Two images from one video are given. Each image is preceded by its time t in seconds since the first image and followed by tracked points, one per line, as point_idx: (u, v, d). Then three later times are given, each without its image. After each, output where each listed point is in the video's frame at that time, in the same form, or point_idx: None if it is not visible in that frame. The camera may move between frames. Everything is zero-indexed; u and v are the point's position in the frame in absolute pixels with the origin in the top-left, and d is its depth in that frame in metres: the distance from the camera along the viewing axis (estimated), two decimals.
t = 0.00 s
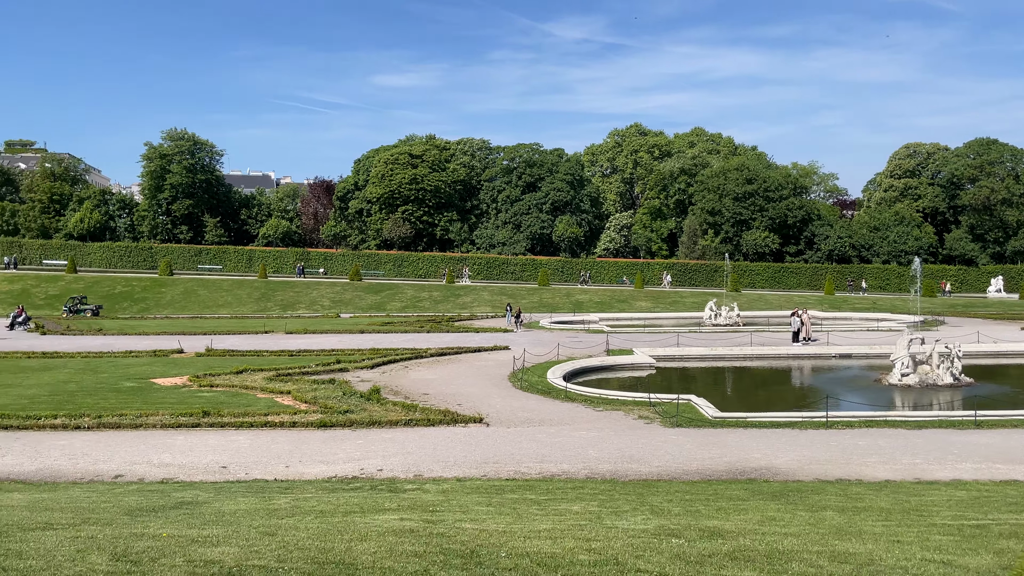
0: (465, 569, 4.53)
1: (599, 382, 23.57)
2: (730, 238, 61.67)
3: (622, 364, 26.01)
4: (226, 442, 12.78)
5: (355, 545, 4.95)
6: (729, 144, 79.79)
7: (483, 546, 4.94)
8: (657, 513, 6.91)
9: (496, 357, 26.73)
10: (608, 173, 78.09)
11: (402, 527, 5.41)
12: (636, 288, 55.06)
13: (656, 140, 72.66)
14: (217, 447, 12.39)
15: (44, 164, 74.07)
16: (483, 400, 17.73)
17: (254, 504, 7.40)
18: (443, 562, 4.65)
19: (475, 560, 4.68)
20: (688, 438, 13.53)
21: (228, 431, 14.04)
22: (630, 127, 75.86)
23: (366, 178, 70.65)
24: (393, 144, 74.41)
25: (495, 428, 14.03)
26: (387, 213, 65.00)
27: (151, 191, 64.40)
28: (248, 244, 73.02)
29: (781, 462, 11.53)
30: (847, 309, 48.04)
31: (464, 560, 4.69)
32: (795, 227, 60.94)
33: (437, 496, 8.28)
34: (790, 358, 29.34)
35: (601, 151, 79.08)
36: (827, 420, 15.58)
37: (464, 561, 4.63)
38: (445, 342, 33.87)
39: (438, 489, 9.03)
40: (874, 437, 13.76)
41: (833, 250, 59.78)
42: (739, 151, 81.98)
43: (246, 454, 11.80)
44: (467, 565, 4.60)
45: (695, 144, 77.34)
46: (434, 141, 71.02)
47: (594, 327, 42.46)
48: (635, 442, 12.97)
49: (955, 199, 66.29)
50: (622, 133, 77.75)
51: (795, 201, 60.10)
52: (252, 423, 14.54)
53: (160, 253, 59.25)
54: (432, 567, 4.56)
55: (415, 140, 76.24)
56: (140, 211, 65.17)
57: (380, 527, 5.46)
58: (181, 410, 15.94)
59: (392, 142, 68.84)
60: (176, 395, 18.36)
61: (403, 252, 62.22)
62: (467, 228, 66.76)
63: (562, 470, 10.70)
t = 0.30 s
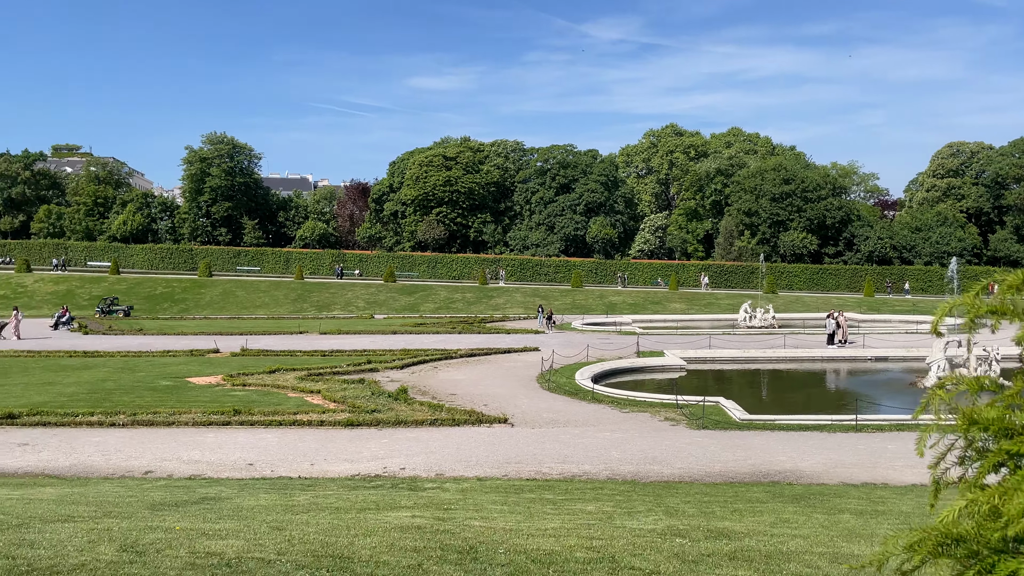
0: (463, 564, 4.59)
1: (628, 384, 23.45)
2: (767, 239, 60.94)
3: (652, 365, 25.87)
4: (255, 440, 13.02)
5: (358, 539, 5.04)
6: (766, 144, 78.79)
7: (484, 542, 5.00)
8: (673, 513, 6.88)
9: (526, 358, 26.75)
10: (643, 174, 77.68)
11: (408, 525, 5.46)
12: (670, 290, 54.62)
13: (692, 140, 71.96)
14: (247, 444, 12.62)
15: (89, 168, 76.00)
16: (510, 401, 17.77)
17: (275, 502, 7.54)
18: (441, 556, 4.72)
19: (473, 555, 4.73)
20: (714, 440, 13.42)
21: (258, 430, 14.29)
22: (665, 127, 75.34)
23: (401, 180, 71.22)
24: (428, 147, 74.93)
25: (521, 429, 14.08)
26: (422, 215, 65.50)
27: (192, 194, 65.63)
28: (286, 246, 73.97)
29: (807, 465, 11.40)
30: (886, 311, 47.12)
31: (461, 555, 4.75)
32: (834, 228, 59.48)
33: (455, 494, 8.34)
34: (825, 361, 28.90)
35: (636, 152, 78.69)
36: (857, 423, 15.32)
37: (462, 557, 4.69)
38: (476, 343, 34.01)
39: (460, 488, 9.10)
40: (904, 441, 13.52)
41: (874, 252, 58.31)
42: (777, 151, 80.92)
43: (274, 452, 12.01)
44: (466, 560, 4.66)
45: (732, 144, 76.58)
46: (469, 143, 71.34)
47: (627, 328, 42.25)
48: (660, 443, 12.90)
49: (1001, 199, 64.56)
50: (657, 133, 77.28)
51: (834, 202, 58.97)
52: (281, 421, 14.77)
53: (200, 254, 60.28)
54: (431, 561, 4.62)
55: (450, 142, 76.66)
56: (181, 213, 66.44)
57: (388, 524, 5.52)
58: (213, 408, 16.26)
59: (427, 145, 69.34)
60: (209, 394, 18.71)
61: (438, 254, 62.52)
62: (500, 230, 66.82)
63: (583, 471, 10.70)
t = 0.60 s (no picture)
0: (464, 560, 4.64)
1: (659, 385, 23.32)
2: (805, 239, 60.04)
3: (683, 367, 25.68)
4: (284, 438, 13.21)
5: (364, 535, 5.10)
6: (805, 142, 77.66)
7: (487, 540, 5.02)
8: (689, 514, 6.85)
9: (556, 359, 26.75)
10: (679, 174, 77.03)
11: (417, 522, 5.54)
12: (705, 291, 54.09)
13: (729, 139, 71.10)
14: (274, 442, 12.83)
15: (131, 171, 77.75)
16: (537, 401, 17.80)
17: (295, 497, 7.68)
18: (442, 551, 4.76)
19: (473, 552, 4.76)
20: (741, 442, 13.30)
21: (287, 428, 14.52)
22: (701, 127, 74.69)
23: (435, 181, 71.59)
24: (462, 148, 75.23)
25: (546, 429, 14.10)
26: (455, 216, 65.80)
27: (230, 196, 66.77)
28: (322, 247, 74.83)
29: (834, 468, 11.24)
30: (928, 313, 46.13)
31: (461, 552, 4.76)
32: (873, 228, 58.43)
33: (474, 494, 8.40)
34: (860, 362, 28.43)
35: (671, 152, 78.05)
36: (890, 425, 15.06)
37: (463, 554, 4.71)
38: (506, 343, 34.12)
39: (480, 487, 9.16)
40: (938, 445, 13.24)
41: (916, 252, 57.06)
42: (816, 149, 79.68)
43: (301, 449, 12.19)
44: (464, 556, 4.70)
45: (769, 143, 75.62)
46: (502, 144, 71.41)
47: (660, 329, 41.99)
48: (686, 445, 12.82)
49: None
50: (693, 132, 76.59)
51: (874, 201, 57.80)
52: (309, 420, 14.98)
53: (238, 255, 61.29)
54: (433, 556, 4.67)
55: (484, 143, 76.86)
56: (220, 215, 67.62)
57: (397, 522, 5.59)
58: (245, 406, 16.55)
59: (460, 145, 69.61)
60: (241, 392, 19.04)
61: (471, 254, 62.74)
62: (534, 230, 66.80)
63: (605, 472, 10.68)
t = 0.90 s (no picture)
0: (459, 551, 4.70)
1: (688, 385, 23.14)
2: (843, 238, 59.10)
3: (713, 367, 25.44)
4: (309, 434, 13.39)
5: (366, 527, 5.18)
6: (843, 140, 76.38)
7: (487, 534, 5.07)
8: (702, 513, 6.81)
9: (585, 358, 26.69)
10: (714, 172, 76.26)
11: (421, 515, 5.61)
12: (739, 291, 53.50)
13: (765, 137, 70.17)
14: (300, 438, 13.01)
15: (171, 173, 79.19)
16: (563, 400, 17.79)
17: (311, 491, 7.79)
18: (439, 543, 4.82)
19: (470, 545, 4.82)
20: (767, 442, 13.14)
21: (313, 424, 14.71)
22: (736, 125, 73.81)
23: (468, 181, 71.78)
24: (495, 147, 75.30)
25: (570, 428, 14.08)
26: (487, 215, 65.92)
27: (266, 196, 67.69)
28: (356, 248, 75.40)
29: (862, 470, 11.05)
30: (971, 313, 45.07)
31: (457, 545, 4.81)
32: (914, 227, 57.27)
33: (491, 490, 8.43)
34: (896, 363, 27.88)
35: (706, 150, 77.35)
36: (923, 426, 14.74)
37: (460, 544, 4.78)
38: (536, 343, 34.09)
39: (498, 484, 9.19)
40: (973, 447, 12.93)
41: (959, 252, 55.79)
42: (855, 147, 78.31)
43: (326, 445, 12.35)
44: (460, 548, 4.76)
45: (807, 140, 74.50)
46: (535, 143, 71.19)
47: (693, 329, 41.64)
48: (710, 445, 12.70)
49: None
50: (729, 130, 75.78)
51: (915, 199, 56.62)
52: (335, 416, 15.16)
53: (273, 255, 62.12)
54: (429, 548, 4.74)
55: (517, 143, 76.90)
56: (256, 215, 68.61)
57: (402, 516, 5.65)
58: (273, 403, 16.80)
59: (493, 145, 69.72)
60: (271, 389, 19.33)
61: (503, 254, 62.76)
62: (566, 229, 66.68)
63: (626, 471, 10.64)
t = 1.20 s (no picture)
0: (451, 552, 4.80)
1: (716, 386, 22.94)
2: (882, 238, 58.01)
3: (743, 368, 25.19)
4: (332, 433, 13.53)
5: (368, 527, 5.27)
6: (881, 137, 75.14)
7: (484, 535, 5.15)
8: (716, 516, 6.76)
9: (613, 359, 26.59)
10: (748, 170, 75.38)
11: (425, 516, 5.67)
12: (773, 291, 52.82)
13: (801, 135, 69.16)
14: (323, 437, 13.17)
15: (207, 174, 80.40)
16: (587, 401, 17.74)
17: (326, 490, 7.88)
18: (434, 543, 4.91)
19: (462, 545, 4.91)
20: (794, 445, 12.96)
21: (336, 423, 14.89)
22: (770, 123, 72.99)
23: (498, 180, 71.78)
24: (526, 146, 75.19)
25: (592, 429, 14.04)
26: (518, 215, 65.96)
27: (299, 196, 68.30)
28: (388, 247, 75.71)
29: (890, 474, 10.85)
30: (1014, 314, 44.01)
31: (452, 546, 4.90)
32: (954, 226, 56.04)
33: (506, 491, 8.44)
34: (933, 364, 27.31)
35: (739, 149, 76.65)
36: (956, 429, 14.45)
37: (452, 546, 4.85)
38: (565, 343, 34.03)
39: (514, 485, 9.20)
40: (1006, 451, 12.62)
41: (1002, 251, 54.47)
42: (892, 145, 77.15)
43: (347, 444, 12.47)
44: (453, 549, 4.86)
45: (843, 137, 73.34)
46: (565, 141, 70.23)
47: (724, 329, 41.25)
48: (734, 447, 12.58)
49: None
50: (763, 128, 74.94)
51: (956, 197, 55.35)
52: (359, 415, 15.30)
53: (306, 255, 62.75)
54: (422, 548, 4.83)
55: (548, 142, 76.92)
56: (290, 215, 69.54)
57: (407, 516, 5.71)
58: (300, 401, 17.02)
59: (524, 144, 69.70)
60: (299, 387, 19.57)
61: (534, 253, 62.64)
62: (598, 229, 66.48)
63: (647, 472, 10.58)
